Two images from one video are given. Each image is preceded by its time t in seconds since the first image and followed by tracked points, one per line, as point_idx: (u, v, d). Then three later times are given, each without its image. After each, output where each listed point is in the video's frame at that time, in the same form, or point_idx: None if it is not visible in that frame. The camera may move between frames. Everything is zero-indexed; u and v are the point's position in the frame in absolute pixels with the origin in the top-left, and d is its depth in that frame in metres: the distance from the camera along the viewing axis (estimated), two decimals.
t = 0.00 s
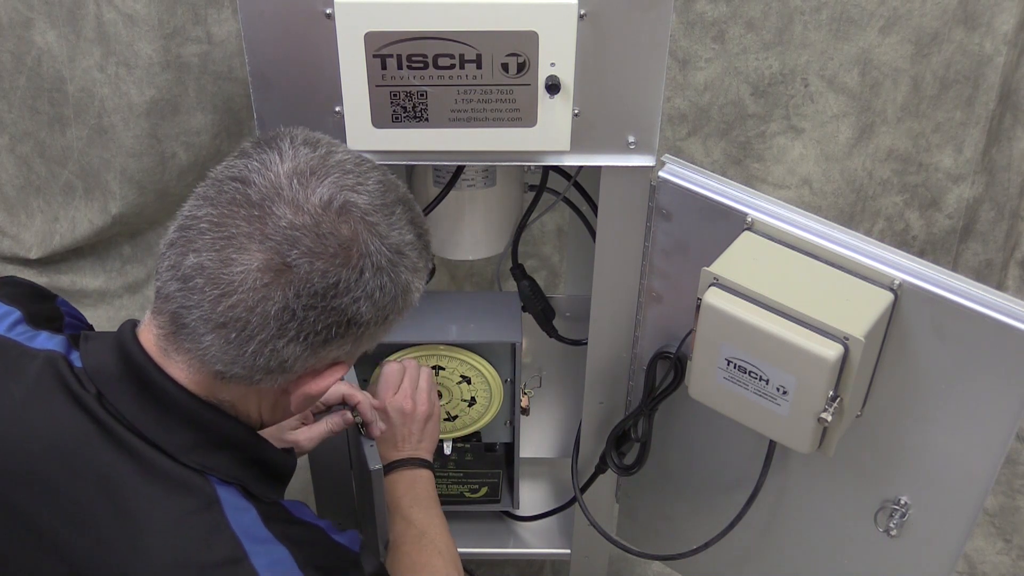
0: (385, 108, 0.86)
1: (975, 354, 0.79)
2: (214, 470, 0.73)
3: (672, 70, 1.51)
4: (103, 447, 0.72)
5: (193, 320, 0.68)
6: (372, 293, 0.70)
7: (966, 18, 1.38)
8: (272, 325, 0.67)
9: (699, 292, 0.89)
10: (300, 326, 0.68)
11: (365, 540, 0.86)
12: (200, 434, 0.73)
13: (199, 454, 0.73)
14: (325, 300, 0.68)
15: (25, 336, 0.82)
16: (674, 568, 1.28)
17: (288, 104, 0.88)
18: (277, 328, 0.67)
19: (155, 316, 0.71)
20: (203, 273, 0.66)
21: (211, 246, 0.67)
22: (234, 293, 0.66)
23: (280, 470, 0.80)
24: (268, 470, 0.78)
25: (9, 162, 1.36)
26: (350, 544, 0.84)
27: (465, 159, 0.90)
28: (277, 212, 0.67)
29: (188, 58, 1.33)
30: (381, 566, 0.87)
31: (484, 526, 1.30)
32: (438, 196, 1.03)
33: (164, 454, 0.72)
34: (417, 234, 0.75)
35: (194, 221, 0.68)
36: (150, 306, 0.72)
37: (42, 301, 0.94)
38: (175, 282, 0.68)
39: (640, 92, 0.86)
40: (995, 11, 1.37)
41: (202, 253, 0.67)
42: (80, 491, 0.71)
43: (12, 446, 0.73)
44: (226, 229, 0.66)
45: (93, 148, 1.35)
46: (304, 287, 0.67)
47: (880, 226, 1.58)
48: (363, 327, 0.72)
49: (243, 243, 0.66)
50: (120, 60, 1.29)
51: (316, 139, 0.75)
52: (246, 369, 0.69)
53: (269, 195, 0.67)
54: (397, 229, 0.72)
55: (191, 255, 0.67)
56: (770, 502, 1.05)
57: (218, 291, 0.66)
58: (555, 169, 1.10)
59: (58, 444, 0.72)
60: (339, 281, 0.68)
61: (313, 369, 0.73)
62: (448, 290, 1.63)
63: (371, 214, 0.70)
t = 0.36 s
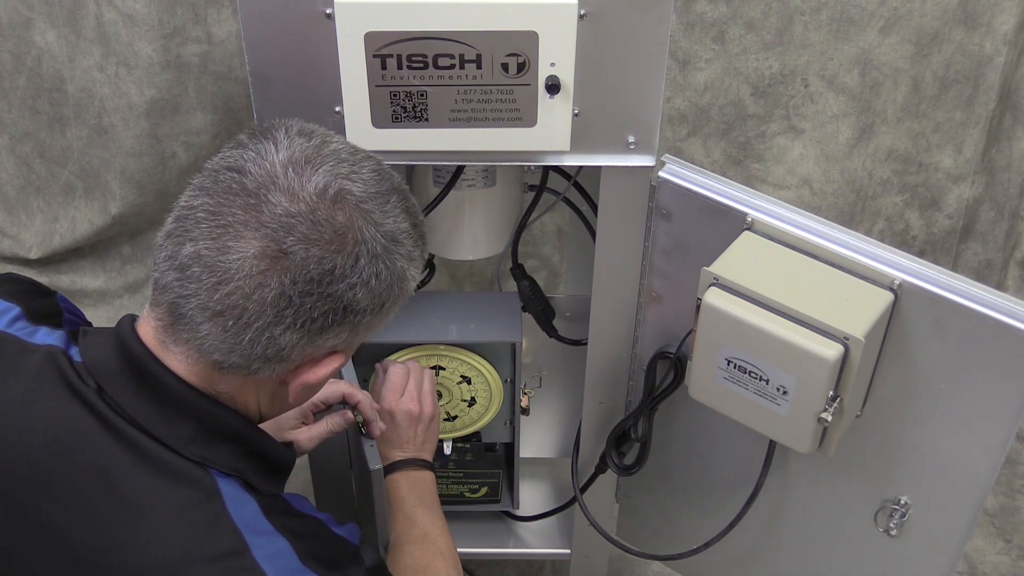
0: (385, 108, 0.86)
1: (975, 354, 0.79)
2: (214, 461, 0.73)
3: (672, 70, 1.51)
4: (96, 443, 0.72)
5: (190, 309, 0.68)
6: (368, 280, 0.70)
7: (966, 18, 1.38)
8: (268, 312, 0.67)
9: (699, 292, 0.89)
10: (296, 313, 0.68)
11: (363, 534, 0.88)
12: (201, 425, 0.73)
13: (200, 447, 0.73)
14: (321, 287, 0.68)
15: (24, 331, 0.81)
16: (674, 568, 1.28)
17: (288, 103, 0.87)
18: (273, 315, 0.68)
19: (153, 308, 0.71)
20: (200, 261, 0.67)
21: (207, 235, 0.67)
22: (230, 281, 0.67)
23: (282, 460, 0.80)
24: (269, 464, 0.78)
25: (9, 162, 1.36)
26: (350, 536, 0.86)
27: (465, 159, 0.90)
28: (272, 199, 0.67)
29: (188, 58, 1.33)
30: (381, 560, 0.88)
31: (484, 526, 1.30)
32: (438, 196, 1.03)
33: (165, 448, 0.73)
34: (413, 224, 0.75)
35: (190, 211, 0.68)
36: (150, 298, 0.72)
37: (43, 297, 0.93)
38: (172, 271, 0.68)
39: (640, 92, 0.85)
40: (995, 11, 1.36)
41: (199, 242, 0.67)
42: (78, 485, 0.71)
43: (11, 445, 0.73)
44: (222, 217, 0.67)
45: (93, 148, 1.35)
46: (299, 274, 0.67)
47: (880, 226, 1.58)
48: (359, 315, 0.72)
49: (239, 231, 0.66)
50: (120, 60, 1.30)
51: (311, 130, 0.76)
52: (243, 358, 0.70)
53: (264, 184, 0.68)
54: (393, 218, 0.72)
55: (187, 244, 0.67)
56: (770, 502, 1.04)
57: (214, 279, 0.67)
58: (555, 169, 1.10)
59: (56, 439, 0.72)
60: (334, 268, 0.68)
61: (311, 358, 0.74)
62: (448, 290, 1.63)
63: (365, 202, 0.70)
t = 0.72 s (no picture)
0: (385, 108, 0.86)
1: (975, 354, 0.79)
2: (229, 480, 0.74)
3: (672, 70, 1.51)
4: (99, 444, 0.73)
5: (210, 329, 0.69)
6: (391, 311, 0.70)
7: (966, 17, 1.38)
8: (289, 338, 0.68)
9: (699, 292, 0.89)
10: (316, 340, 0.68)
11: (374, 549, 0.86)
12: (217, 441, 0.75)
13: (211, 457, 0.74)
14: (342, 316, 0.68)
15: (42, 339, 0.83)
16: (674, 568, 1.28)
17: (288, 103, 0.87)
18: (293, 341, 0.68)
19: (175, 323, 0.72)
20: (223, 283, 0.67)
21: (233, 256, 0.67)
22: (252, 305, 0.67)
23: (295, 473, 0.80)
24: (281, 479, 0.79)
25: (9, 162, 1.37)
26: (361, 551, 0.83)
27: (465, 159, 0.90)
28: (299, 226, 0.67)
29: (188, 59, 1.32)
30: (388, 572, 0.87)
31: (485, 526, 1.30)
32: (438, 196, 1.03)
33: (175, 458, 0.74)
34: (439, 254, 0.74)
35: (217, 230, 0.68)
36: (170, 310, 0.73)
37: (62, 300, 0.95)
38: (196, 290, 0.69)
39: (640, 92, 0.85)
40: (995, 11, 1.36)
41: (224, 263, 0.67)
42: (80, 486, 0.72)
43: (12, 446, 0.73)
44: (248, 240, 0.67)
45: (93, 148, 1.36)
46: (321, 302, 0.67)
47: (880, 226, 1.58)
48: (380, 345, 0.72)
49: (264, 255, 0.66)
50: (120, 60, 1.29)
51: (344, 153, 0.75)
52: (260, 380, 0.70)
53: (292, 209, 0.67)
54: (421, 251, 0.72)
55: (212, 264, 0.68)
56: (769, 501, 1.04)
57: (236, 302, 0.67)
58: (555, 169, 1.10)
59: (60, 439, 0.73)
60: (357, 298, 0.68)
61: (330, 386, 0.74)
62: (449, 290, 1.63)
63: (393, 232, 0.69)
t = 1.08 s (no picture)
0: (385, 108, 0.86)
1: (975, 354, 0.79)
2: (273, 511, 0.75)
3: (672, 70, 1.51)
4: (109, 444, 0.74)
5: (272, 369, 0.68)
6: (455, 363, 0.70)
7: (966, 17, 1.38)
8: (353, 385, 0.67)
9: (698, 292, 0.89)
10: (380, 388, 0.68)
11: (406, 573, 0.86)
12: (262, 474, 0.75)
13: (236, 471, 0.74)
14: (408, 366, 0.67)
15: (91, 356, 0.82)
16: (674, 568, 1.28)
17: (288, 103, 0.87)
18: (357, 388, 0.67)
19: (231, 358, 0.71)
20: (291, 324, 0.66)
21: (302, 298, 0.66)
22: (319, 349, 0.66)
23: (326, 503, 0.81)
24: (305, 501, 0.79)
25: (9, 162, 1.38)
26: None
27: (464, 159, 0.90)
28: (372, 272, 0.66)
29: (188, 58, 1.31)
30: None
31: (484, 526, 1.30)
32: (438, 196, 1.03)
33: (211, 478, 0.74)
34: (503, 306, 0.74)
35: (285, 269, 0.68)
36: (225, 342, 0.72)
37: (106, 306, 0.95)
38: (260, 328, 0.68)
39: (641, 91, 0.85)
40: (995, 11, 1.36)
41: (292, 304, 0.67)
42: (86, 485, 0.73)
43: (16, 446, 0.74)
44: (319, 283, 0.66)
45: (93, 148, 1.36)
46: (390, 351, 0.66)
47: (880, 226, 1.58)
48: (439, 395, 0.72)
49: (334, 300, 0.66)
50: (120, 60, 1.29)
51: (412, 199, 0.75)
52: (318, 423, 0.70)
53: (365, 254, 0.67)
54: (487, 303, 0.72)
55: (280, 304, 0.67)
56: (769, 501, 1.05)
57: (302, 345, 0.66)
58: (555, 169, 1.10)
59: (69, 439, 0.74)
60: (425, 349, 0.67)
61: (386, 430, 0.74)
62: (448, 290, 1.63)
63: (462, 284, 0.69)
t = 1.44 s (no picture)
0: (385, 108, 0.86)
1: (975, 353, 0.79)
2: (295, 533, 0.79)
3: (672, 70, 1.51)
4: (122, 450, 0.76)
5: (311, 398, 0.71)
6: (490, 411, 0.72)
7: (966, 17, 1.37)
8: (390, 423, 0.70)
9: (699, 292, 0.89)
10: (415, 428, 0.71)
11: None
12: (286, 496, 0.78)
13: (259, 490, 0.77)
14: (446, 411, 0.70)
15: (118, 370, 0.83)
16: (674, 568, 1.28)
17: (288, 103, 0.87)
18: (393, 426, 0.70)
19: (269, 381, 0.74)
20: (334, 357, 0.70)
21: (347, 333, 0.69)
22: (359, 384, 0.69)
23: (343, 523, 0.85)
24: (308, 518, 0.81)
25: (9, 162, 1.38)
26: None
27: (463, 159, 0.90)
28: (420, 314, 0.69)
29: (188, 58, 1.31)
30: None
31: (484, 526, 1.31)
32: (438, 196, 1.03)
33: (233, 495, 0.76)
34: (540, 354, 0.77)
35: (334, 301, 0.71)
36: (265, 363, 0.75)
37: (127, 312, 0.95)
38: (302, 357, 0.71)
39: (640, 91, 0.85)
40: (995, 11, 1.36)
41: (337, 337, 0.70)
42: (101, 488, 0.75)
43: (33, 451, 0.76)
44: (367, 319, 0.69)
45: (93, 148, 1.36)
46: (429, 394, 0.69)
47: (880, 226, 1.58)
48: (470, 438, 0.75)
49: (380, 338, 0.69)
50: (120, 60, 1.29)
51: (464, 240, 0.77)
52: (351, 454, 0.73)
53: (415, 295, 0.70)
54: (527, 354, 0.74)
55: (325, 336, 0.70)
56: (769, 502, 1.05)
57: (344, 379, 0.69)
58: (555, 169, 1.10)
59: (87, 441, 0.77)
60: (463, 396, 0.70)
61: (414, 467, 0.77)
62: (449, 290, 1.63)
63: (506, 332, 0.72)
